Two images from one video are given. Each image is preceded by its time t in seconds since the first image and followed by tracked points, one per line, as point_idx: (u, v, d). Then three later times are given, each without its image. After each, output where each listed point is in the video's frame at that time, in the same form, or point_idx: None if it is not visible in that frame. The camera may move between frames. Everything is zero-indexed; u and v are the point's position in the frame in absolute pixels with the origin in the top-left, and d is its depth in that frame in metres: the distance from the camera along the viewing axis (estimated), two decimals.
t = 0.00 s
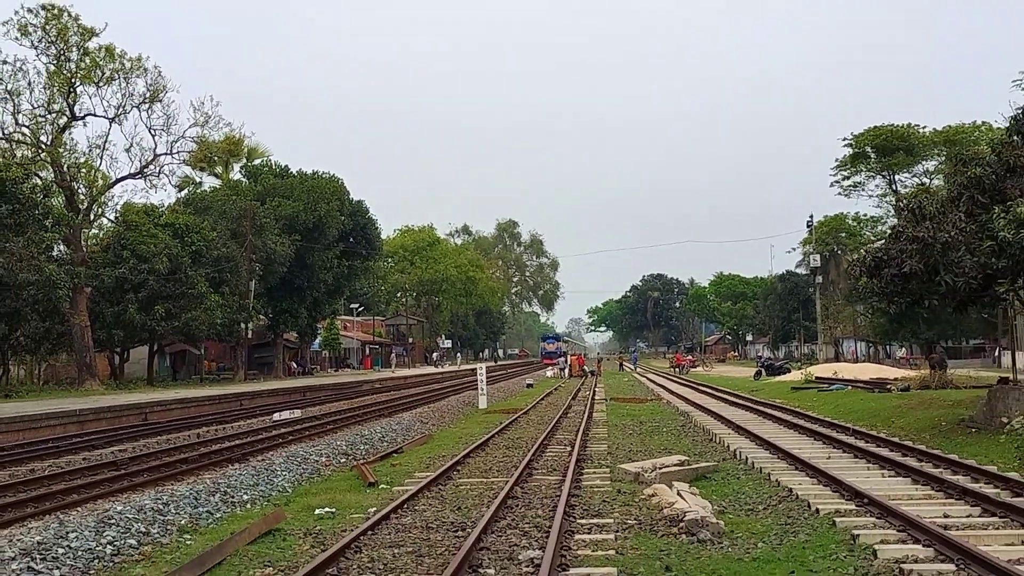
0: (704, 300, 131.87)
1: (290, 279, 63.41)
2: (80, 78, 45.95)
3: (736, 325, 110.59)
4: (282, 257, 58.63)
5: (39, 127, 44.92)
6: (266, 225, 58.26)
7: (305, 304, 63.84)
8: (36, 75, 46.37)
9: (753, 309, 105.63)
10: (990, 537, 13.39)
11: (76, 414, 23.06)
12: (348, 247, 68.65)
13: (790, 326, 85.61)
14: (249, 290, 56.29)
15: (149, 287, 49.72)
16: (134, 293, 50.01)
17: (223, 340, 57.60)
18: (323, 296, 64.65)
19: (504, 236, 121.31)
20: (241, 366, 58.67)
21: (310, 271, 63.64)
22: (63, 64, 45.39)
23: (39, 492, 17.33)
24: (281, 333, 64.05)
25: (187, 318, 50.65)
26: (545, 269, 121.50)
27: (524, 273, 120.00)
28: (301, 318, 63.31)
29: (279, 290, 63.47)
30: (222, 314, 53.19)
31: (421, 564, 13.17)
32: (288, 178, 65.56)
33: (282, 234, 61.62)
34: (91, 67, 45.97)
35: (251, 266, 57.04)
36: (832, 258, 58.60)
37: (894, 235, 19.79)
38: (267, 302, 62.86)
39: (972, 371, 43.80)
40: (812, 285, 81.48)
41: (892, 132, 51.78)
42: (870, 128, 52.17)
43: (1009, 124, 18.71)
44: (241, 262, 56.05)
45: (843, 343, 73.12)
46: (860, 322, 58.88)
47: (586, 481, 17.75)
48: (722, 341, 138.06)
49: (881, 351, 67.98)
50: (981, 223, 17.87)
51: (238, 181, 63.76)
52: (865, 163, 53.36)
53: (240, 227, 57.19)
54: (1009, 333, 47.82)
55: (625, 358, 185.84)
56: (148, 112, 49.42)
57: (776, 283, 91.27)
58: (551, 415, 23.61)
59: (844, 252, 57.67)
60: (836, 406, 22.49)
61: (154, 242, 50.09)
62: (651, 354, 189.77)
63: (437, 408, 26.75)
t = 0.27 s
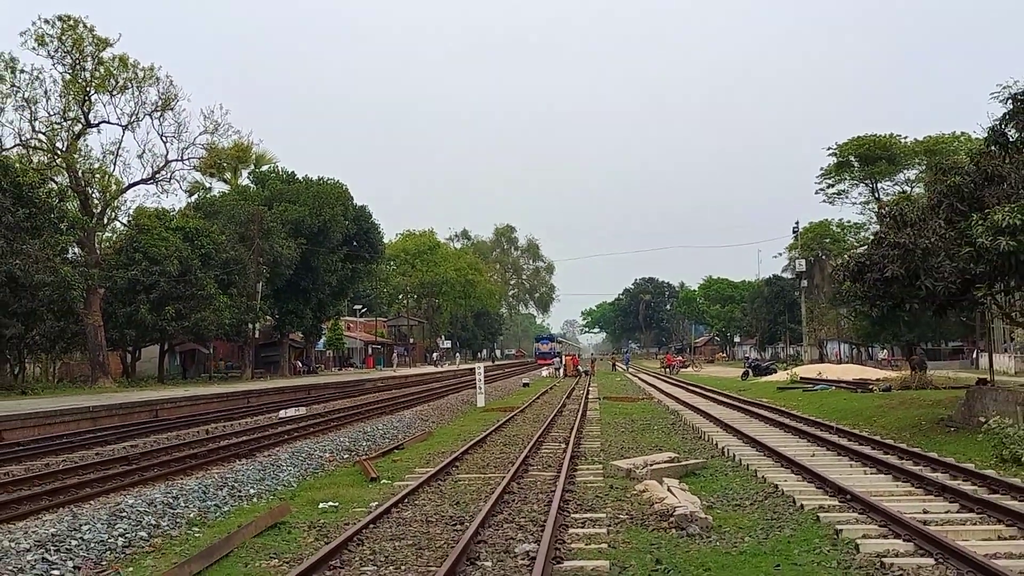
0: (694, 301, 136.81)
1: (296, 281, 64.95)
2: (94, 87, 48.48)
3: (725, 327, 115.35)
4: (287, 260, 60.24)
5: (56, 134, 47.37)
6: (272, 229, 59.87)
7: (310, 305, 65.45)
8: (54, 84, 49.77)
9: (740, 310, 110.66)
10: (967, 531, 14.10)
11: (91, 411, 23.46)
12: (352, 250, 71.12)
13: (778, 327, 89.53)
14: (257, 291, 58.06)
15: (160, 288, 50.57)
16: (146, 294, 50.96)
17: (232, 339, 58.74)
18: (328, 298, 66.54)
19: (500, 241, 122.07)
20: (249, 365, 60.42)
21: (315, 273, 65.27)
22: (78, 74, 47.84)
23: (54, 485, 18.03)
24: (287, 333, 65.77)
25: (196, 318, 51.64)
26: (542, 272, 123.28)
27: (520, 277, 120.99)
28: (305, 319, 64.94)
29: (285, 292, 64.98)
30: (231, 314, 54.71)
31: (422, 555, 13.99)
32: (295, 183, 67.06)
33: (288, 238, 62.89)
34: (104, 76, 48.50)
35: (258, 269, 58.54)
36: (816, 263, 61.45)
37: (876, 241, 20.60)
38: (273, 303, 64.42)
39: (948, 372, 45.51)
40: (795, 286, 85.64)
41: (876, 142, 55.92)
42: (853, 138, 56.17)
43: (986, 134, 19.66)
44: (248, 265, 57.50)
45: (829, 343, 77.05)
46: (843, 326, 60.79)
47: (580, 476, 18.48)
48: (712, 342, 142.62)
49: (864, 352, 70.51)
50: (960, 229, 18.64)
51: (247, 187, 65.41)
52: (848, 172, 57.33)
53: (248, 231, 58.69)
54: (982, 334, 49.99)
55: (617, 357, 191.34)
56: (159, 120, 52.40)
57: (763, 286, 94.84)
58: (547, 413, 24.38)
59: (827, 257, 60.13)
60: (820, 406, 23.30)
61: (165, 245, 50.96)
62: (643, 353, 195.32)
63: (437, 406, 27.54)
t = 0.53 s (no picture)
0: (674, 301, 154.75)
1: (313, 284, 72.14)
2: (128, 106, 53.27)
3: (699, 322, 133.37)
4: (305, 264, 66.71)
5: (93, 149, 52.31)
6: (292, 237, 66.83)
7: (326, 305, 72.85)
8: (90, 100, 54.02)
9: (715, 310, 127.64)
10: (929, 512, 15.50)
11: (125, 401, 25.88)
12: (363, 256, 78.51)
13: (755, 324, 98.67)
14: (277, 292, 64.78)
15: (188, 290, 56.88)
16: (175, 296, 57.29)
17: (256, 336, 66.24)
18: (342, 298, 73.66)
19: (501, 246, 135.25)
20: (270, 359, 67.10)
21: (331, 276, 72.12)
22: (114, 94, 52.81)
23: (92, 471, 19.75)
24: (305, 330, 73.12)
25: (222, 317, 58.15)
26: (538, 275, 132.85)
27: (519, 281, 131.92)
28: (322, 318, 72.54)
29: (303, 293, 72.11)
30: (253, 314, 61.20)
31: (428, 534, 15.51)
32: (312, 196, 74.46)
33: (307, 244, 69.78)
34: (138, 96, 53.32)
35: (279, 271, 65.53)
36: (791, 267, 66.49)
37: (845, 245, 22.59)
38: (292, 304, 71.64)
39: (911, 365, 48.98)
40: (770, 287, 95.31)
41: (843, 155, 60.13)
42: (824, 151, 60.28)
43: (945, 148, 21.76)
44: (270, 269, 64.56)
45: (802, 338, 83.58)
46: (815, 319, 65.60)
47: (573, 461, 20.21)
48: (691, 337, 159.64)
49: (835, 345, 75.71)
50: (921, 235, 20.48)
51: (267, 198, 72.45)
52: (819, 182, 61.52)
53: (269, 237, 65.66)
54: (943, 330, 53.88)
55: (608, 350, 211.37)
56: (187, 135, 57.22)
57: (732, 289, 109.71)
58: (544, 404, 26.19)
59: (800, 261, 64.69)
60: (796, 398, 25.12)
61: (193, 251, 57.35)
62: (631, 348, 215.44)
63: (441, 398, 29.37)
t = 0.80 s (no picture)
0: (660, 299, 160.74)
1: (328, 284, 77.45)
2: (159, 122, 57.90)
3: (685, 318, 138.85)
4: (320, 265, 71.88)
5: (127, 162, 56.78)
6: (308, 241, 71.76)
7: (339, 303, 78.26)
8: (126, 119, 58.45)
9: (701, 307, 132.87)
10: (891, 491, 16.39)
11: (154, 394, 28.89)
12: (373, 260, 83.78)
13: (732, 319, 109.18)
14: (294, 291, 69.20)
15: (214, 290, 59.80)
16: (201, 295, 60.00)
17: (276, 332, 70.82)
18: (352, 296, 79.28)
19: (501, 249, 144.41)
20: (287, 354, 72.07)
21: (343, 277, 78.09)
22: (145, 110, 57.40)
23: (124, 455, 21.55)
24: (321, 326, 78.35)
25: (245, 315, 61.33)
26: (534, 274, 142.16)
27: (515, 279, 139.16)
28: (336, 315, 77.73)
29: (318, 293, 77.35)
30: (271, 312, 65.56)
31: (432, 513, 16.50)
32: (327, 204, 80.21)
33: (321, 248, 75.90)
34: (168, 113, 57.83)
35: (297, 272, 70.02)
36: (765, 267, 71.16)
37: (815, 249, 24.86)
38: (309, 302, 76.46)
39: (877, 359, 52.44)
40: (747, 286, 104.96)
41: (813, 166, 66.53)
42: (793, 163, 66.93)
43: (906, 158, 23.78)
44: (290, 271, 69.14)
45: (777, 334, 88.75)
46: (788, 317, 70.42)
47: (566, 446, 22.15)
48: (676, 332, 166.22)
49: (807, 340, 80.48)
50: (883, 238, 22.47)
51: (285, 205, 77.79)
52: (790, 191, 68.18)
53: (289, 241, 70.91)
54: (905, 326, 57.87)
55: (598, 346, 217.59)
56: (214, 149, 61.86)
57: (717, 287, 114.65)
58: (539, 394, 28.26)
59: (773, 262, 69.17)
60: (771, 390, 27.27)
61: (218, 254, 60.33)
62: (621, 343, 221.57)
63: (443, 389, 31.45)
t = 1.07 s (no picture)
0: (662, 298, 161.03)
1: (328, 284, 77.74)
2: (160, 121, 57.98)
3: (686, 317, 139.11)
4: (322, 265, 71.97)
5: (128, 161, 56.89)
6: (309, 241, 71.87)
7: (342, 302, 78.43)
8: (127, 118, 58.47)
9: (702, 307, 133.17)
10: (892, 490, 16.35)
11: (157, 393, 28.98)
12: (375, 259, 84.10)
13: (734, 318, 109.27)
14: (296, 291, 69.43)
15: (216, 290, 59.90)
16: (203, 294, 60.04)
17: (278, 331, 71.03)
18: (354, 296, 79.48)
19: (501, 249, 145.00)
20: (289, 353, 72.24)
21: (345, 276, 78.30)
22: (146, 110, 57.45)
23: (126, 455, 21.57)
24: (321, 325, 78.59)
25: (247, 314, 61.31)
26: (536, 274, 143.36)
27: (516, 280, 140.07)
28: (338, 315, 77.80)
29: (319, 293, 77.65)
30: (274, 311, 65.65)
31: (435, 512, 16.52)
32: (329, 204, 80.55)
33: (323, 247, 75.90)
34: (169, 112, 57.89)
35: (298, 273, 70.27)
36: (766, 266, 71.28)
37: (816, 247, 24.90)
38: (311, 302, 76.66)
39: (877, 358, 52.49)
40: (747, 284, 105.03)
41: (815, 164, 66.52)
42: (794, 161, 66.92)
43: (907, 156, 23.78)
44: (291, 271, 69.41)
45: (777, 332, 88.86)
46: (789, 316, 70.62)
47: (568, 445, 22.15)
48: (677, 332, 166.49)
49: (806, 339, 80.72)
50: (884, 237, 22.49)
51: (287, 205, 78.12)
52: (792, 189, 68.17)
53: (291, 240, 71.13)
54: (906, 324, 57.97)
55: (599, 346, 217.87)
56: (214, 148, 62.00)
57: (717, 286, 114.83)
58: (541, 392, 28.28)
59: (774, 261, 69.22)
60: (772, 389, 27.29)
61: (220, 253, 60.32)
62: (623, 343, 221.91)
63: (445, 388, 31.47)
